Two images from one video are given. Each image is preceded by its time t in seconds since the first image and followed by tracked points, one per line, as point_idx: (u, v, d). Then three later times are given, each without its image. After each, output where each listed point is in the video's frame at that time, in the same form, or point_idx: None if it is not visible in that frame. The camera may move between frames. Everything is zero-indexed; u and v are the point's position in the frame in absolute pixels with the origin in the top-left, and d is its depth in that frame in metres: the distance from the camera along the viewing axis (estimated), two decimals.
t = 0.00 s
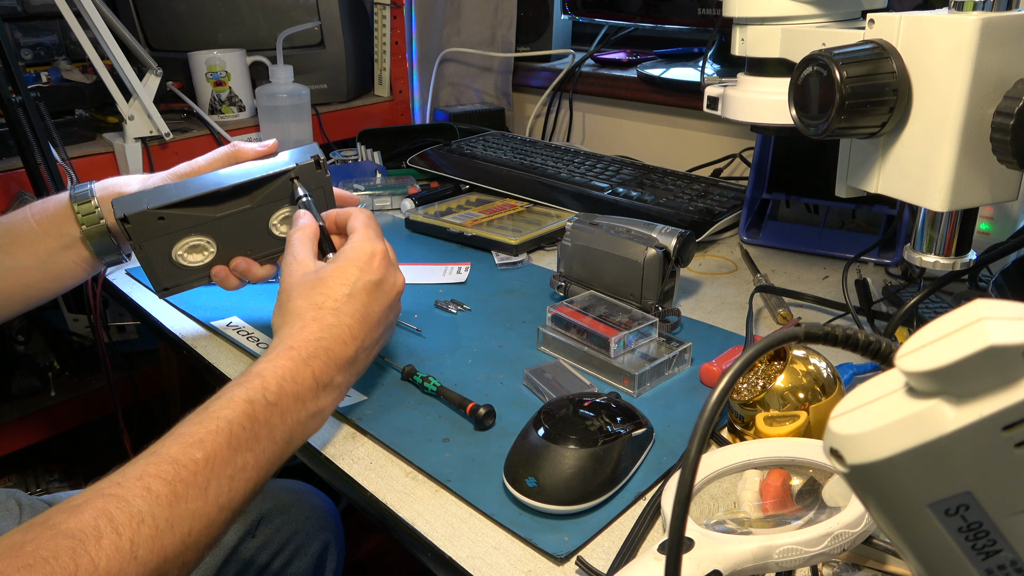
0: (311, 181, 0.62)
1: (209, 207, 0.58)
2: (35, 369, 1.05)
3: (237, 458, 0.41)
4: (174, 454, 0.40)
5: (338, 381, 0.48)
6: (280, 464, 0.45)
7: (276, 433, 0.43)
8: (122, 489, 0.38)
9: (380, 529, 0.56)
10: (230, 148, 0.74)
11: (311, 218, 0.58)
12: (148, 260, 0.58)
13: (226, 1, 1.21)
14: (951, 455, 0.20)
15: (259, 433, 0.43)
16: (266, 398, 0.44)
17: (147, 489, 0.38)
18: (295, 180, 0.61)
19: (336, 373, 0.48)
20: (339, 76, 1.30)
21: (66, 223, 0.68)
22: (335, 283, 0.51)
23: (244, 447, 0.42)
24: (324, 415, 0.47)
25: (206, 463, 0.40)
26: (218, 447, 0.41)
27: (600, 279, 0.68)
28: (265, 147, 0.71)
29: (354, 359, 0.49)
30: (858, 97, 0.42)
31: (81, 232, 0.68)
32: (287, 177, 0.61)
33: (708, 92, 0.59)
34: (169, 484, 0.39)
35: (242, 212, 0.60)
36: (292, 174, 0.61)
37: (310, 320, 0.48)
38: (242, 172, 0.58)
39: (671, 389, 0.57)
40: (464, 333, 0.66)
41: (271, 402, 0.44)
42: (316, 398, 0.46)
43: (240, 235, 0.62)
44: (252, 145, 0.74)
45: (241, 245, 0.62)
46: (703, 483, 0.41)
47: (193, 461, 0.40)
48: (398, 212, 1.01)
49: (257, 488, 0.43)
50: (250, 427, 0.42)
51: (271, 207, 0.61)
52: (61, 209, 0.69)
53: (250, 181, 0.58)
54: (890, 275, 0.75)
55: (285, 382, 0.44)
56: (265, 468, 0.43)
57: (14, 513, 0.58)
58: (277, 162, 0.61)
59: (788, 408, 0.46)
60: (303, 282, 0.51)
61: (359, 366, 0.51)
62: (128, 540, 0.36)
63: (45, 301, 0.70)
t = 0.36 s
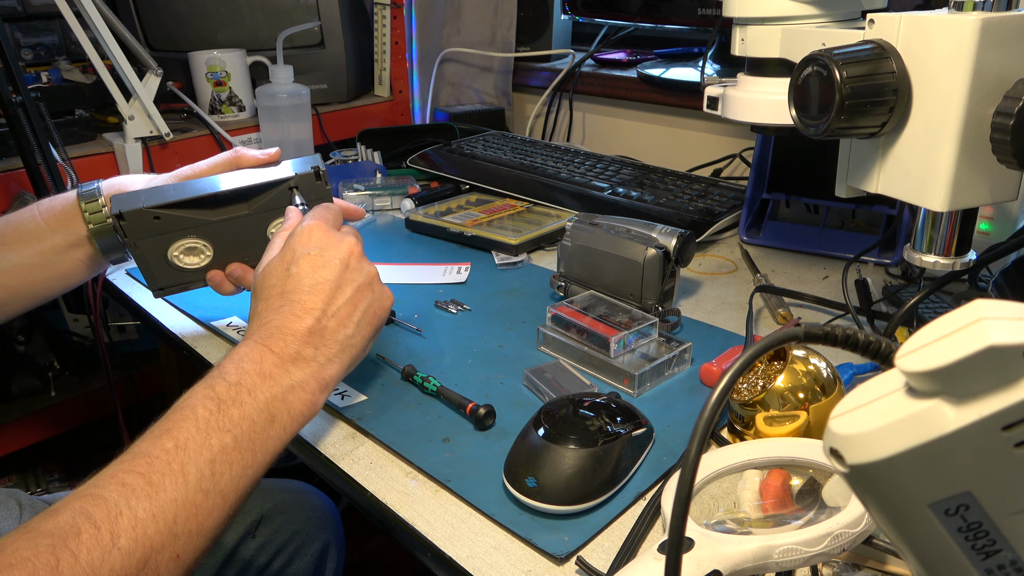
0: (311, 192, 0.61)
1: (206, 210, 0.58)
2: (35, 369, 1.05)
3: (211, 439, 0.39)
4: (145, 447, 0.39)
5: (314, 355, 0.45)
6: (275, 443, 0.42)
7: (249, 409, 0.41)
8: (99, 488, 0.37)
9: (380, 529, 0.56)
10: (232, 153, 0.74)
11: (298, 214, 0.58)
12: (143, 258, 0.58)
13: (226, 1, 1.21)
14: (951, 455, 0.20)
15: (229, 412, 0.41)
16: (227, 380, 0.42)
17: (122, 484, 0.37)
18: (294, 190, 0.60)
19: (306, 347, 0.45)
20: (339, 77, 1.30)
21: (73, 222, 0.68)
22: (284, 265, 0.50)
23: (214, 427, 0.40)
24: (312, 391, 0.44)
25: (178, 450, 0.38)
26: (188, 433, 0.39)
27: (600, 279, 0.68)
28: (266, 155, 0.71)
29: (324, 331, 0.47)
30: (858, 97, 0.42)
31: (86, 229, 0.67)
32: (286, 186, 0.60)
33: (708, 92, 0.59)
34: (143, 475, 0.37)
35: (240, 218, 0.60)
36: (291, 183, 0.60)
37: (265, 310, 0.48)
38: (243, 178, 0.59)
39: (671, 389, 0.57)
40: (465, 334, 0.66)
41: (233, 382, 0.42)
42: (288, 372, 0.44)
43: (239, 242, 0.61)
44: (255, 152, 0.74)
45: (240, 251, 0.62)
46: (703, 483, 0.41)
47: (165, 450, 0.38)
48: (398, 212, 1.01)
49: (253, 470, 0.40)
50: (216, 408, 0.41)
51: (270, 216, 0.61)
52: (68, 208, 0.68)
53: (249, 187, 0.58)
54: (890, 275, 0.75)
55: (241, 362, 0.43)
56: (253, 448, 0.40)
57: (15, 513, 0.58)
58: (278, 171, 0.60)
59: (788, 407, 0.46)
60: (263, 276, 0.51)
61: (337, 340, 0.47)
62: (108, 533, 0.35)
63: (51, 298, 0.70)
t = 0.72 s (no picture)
0: (310, 189, 0.61)
1: (204, 206, 0.58)
2: (35, 369, 1.05)
3: (198, 440, 0.39)
4: (131, 450, 0.39)
5: (301, 355, 0.45)
6: (263, 443, 0.42)
7: (235, 409, 0.41)
8: (84, 492, 0.37)
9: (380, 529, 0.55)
10: (233, 148, 0.73)
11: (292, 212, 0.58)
12: (142, 251, 0.59)
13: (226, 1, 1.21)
14: (952, 455, 0.20)
15: (215, 413, 0.41)
16: (212, 381, 0.42)
17: (107, 486, 0.37)
18: (293, 188, 0.60)
19: (290, 347, 0.45)
20: (339, 77, 1.29)
21: (77, 217, 0.68)
22: (270, 265, 0.50)
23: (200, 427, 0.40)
24: (297, 391, 0.44)
25: (164, 450, 0.38)
26: (174, 434, 0.39)
27: (600, 278, 0.68)
28: (267, 152, 0.71)
29: (308, 331, 0.46)
30: (858, 97, 0.42)
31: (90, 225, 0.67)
32: (285, 183, 0.59)
33: (708, 92, 0.59)
34: (129, 477, 0.37)
35: (239, 214, 0.59)
36: (290, 180, 0.60)
37: (249, 310, 0.48)
38: (244, 174, 0.58)
39: (671, 389, 0.57)
40: (464, 334, 0.66)
41: (219, 383, 0.42)
42: (273, 373, 0.43)
43: (237, 237, 0.61)
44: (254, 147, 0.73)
45: (239, 247, 0.62)
46: (703, 483, 0.41)
47: (151, 452, 0.38)
48: (398, 212, 1.01)
49: (241, 471, 0.40)
50: (202, 408, 0.41)
51: (268, 212, 0.60)
52: (71, 204, 0.68)
53: (248, 184, 0.58)
54: (890, 275, 0.75)
55: (227, 363, 0.43)
56: (240, 448, 0.40)
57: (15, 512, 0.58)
58: (277, 168, 0.60)
59: (788, 408, 0.46)
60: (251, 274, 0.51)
61: (323, 339, 0.47)
62: (94, 535, 0.35)
63: (57, 292, 0.70)
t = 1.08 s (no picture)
0: (317, 199, 0.61)
1: (210, 214, 0.58)
2: (35, 369, 1.05)
3: (196, 454, 0.39)
4: (126, 461, 0.38)
5: (304, 369, 0.45)
6: (258, 459, 0.42)
7: (235, 425, 0.41)
8: (76, 503, 0.37)
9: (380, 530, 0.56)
10: (240, 155, 0.73)
11: (301, 221, 0.58)
12: (148, 258, 0.59)
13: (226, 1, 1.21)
14: (950, 454, 0.20)
15: (215, 427, 0.40)
16: (213, 393, 0.42)
17: (101, 500, 0.36)
18: (300, 197, 0.60)
19: (294, 360, 0.45)
20: (339, 77, 1.30)
21: (84, 221, 0.68)
22: (279, 273, 0.50)
23: (200, 442, 0.40)
24: (297, 406, 0.44)
25: (161, 465, 0.38)
26: (172, 447, 0.39)
27: (600, 278, 0.68)
28: (274, 159, 0.71)
29: (314, 345, 0.46)
30: (858, 97, 0.42)
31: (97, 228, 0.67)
32: (293, 192, 0.59)
33: (708, 92, 0.59)
34: (123, 491, 0.37)
35: (246, 223, 0.59)
36: (298, 190, 0.60)
37: (254, 318, 0.48)
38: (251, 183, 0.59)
39: (671, 389, 0.57)
40: (464, 334, 0.66)
41: (220, 395, 0.42)
42: (275, 387, 0.44)
43: (243, 245, 0.61)
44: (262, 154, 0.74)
45: (245, 254, 0.61)
46: (703, 483, 0.41)
47: (147, 465, 0.38)
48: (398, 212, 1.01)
49: (235, 487, 0.40)
50: (203, 421, 0.40)
51: (275, 220, 0.60)
52: (78, 206, 0.69)
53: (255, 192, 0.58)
54: (890, 275, 0.75)
55: (229, 373, 0.43)
56: (237, 464, 0.40)
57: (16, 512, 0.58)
58: (285, 177, 0.60)
59: (788, 407, 0.46)
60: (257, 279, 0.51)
61: (327, 354, 0.47)
62: (84, 552, 0.35)
63: (62, 296, 0.70)
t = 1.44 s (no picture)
0: (316, 196, 0.60)
1: (208, 210, 0.58)
2: (35, 369, 1.05)
3: (180, 454, 0.39)
4: (111, 468, 0.39)
5: (284, 362, 0.44)
6: (248, 454, 0.41)
7: (216, 421, 0.41)
8: (63, 511, 0.37)
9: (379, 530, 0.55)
10: (240, 152, 0.73)
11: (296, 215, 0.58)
12: (144, 253, 0.59)
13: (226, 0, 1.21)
14: (951, 454, 0.20)
15: (197, 425, 0.41)
16: (194, 395, 0.43)
17: (86, 505, 0.37)
18: (297, 194, 0.59)
19: (272, 355, 0.45)
20: (339, 76, 1.30)
21: (86, 219, 0.68)
22: (254, 275, 0.49)
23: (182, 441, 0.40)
24: (282, 397, 0.43)
25: (144, 467, 0.39)
26: (155, 449, 0.39)
27: (600, 278, 0.68)
28: (275, 158, 0.71)
29: (292, 337, 0.46)
30: (858, 97, 0.42)
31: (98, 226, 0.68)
32: (291, 188, 0.59)
33: (708, 92, 0.59)
34: (108, 495, 0.37)
35: (244, 220, 0.59)
36: (296, 187, 0.59)
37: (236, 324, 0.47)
38: (250, 179, 0.58)
39: (671, 389, 0.57)
40: (464, 334, 0.66)
41: (200, 395, 0.42)
42: (255, 381, 0.43)
43: (241, 242, 0.60)
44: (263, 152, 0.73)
45: (242, 253, 0.61)
46: (703, 483, 0.41)
47: (130, 468, 0.39)
48: (398, 212, 1.01)
49: (224, 483, 0.40)
50: (185, 421, 0.41)
51: (274, 219, 0.60)
52: (82, 206, 0.69)
53: (252, 187, 0.57)
54: (890, 275, 0.75)
55: (210, 376, 0.43)
56: (223, 459, 0.40)
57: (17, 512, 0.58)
58: (283, 173, 0.59)
59: (788, 408, 0.46)
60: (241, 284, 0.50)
61: (309, 345, 0.46)
62: (70, 557, 0.35)
63: (62, 294, 0.70)
